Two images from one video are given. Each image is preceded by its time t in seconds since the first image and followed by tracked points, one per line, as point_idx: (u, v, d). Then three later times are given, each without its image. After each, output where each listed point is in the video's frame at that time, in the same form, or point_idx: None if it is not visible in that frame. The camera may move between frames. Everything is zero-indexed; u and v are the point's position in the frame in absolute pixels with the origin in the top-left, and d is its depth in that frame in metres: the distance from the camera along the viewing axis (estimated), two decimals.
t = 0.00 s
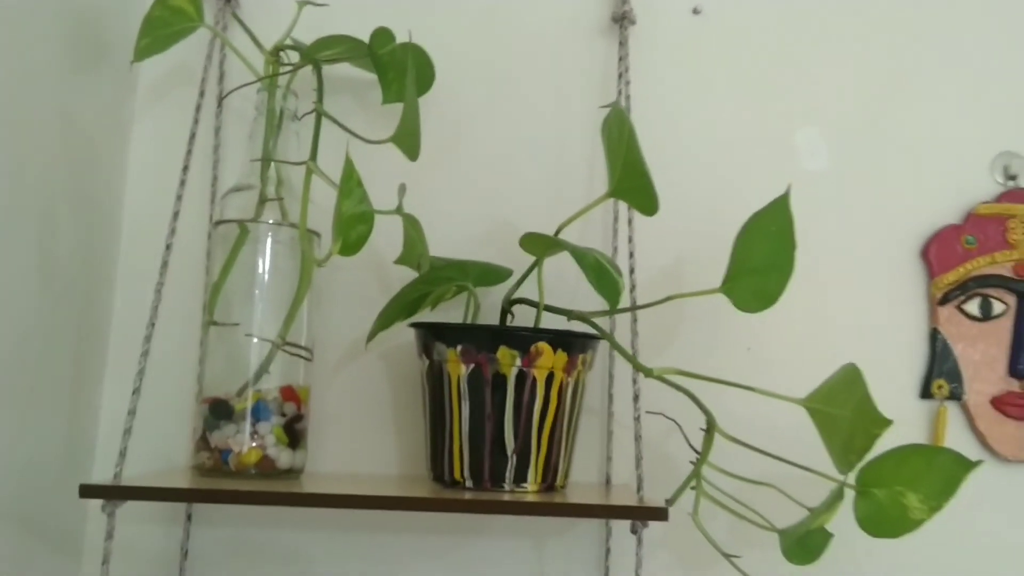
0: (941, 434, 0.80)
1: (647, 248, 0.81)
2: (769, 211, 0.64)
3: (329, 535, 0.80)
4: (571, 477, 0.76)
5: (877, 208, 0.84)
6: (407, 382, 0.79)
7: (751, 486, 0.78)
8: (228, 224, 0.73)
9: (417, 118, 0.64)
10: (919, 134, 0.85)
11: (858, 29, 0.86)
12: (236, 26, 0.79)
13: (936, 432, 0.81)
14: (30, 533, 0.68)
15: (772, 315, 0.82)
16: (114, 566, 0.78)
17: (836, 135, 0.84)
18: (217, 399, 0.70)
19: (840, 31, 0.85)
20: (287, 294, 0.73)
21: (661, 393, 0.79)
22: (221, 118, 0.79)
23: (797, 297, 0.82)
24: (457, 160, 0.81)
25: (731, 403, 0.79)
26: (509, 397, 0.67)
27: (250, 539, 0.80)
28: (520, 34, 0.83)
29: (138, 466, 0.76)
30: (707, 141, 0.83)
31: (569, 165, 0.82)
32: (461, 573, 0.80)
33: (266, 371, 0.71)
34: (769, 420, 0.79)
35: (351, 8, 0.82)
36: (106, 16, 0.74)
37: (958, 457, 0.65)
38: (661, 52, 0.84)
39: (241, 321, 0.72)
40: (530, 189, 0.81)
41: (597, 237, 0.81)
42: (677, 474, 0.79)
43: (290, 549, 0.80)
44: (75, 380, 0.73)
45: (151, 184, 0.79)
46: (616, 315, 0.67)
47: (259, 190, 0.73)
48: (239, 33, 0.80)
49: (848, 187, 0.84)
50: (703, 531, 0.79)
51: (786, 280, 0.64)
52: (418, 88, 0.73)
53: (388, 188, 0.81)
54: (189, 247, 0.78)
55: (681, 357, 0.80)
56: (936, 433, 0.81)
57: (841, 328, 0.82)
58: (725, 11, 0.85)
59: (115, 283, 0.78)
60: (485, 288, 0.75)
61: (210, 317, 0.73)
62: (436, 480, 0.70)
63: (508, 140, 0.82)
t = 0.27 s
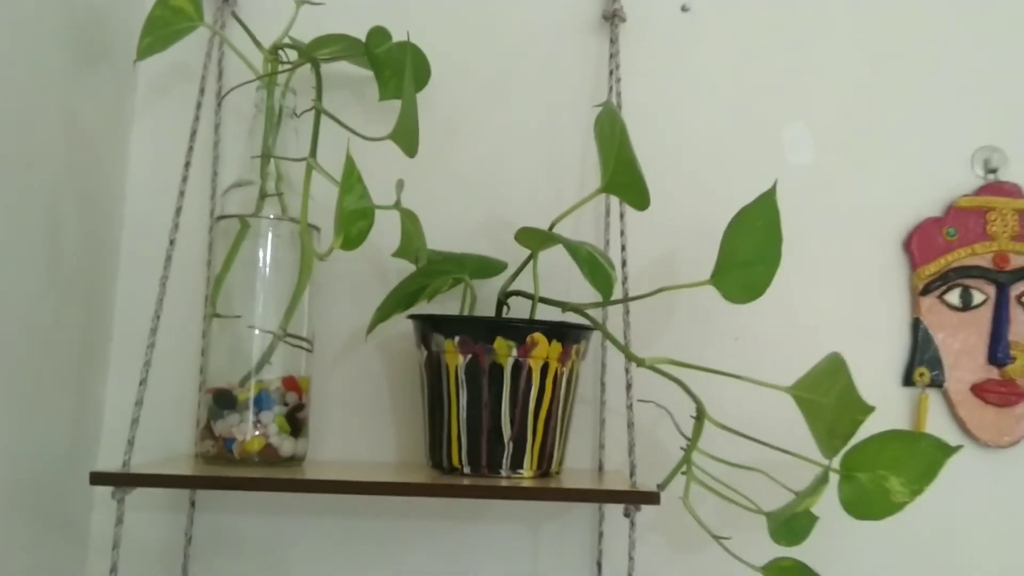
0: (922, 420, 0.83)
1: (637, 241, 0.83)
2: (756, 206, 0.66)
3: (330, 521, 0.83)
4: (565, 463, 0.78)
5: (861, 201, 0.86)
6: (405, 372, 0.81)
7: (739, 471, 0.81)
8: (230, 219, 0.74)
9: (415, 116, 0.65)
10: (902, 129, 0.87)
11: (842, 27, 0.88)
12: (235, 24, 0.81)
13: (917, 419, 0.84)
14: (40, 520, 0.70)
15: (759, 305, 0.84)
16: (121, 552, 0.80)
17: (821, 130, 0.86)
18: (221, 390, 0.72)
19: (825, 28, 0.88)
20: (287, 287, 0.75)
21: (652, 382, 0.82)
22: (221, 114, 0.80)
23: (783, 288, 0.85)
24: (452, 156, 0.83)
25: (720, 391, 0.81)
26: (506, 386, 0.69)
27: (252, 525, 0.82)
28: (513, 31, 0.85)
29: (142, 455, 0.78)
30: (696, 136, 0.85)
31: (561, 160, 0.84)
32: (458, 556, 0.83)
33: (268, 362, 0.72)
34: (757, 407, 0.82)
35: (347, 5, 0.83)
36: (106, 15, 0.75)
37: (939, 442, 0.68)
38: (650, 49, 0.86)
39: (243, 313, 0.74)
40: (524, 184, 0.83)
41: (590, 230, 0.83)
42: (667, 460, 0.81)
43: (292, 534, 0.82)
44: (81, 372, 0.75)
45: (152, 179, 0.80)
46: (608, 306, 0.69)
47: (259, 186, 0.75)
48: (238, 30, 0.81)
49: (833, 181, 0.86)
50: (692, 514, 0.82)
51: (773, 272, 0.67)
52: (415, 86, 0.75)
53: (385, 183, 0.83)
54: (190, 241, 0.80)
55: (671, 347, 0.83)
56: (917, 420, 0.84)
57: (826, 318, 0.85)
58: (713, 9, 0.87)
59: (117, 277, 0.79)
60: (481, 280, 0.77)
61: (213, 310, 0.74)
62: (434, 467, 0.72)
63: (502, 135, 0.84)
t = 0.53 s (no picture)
0: (904, 409, 0.86)
1: (629, 235, 0.85)
2: (745, 201, 0.68)
3: (327, 509, 0.84)
4: (558, 452, 0.80)
5: (846, 195, 0.88)
6: (401, 363, 0.82)
7: (728, 459, 0.83)
8: (229, 213, 0.76)
9: (413, 112, 0.67)
10: (887, 126, 0.89)
11: (829, 25, 0.90)
12: (233, 19, 0.82)
13: (899, 408, 0.86)
14: (43, 508, 0.71)
15: (747, 298, 0.86)
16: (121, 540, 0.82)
17: (808, 126, 0.88)
18: (221, 380, 0.73)
19: (813, 26, 0.90)
20: (286, 280, 0.76)
21: (644, 372, 0.84)
22: (220, 109, 0.82)
23: (771, 281, 0.87)
24: (447, 151, 0.85)
25: (709, 382, 0.84)
26: (501, 377, 0.71)
27: (251, 513, 0.84)
28: (507, 28, 0.86)
29: (142, 444, 0.79)
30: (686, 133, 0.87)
31: (554, 155, 0.85)
32: (453, 543, 0.84)
33: (268, 352, 0.74)
34: (745, 397, 0.84)
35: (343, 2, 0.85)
36: (106, 11, 0.76)
37: (922, 431, 0.70)
38: (642, 47, 0.87)
39: (242, 305, 0.75)
40: (518, 178, 0.85)
41: (582, 224, 0.85)
42: (658, 448, 0.83)
43: (290, 522, 0.84)
44: (83, 363, 0.76)
45: (151, 173, 0.82)
46: (601, 299, 0.71)
47: (258, 180, 0.76)
48: (236, 25, 0.83)
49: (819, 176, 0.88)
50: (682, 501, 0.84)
51: (761, 265, 0.69)
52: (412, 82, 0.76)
53: (381, 178, 0.84)
54: (190, 234, 0.81)
55: (661, 339, 0.85)
56: (900, 409, 0.86)
57: (812, 310, 0.87)
58: (703, 7, 0.88)
59: (117, 269, 0.81)
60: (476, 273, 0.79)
61: (213, 302, 0.76)
62: (431, 456, 0.74)
63: (497, 130, 0.85)
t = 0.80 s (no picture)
0: (883, 397, 0.88)
1: (615, 227, 0.87)
2: (728, 195, 0.70)
3: (319, 496, 0.86)
4: (545, 439, 0.82)
5: (827, 189, 0.90)
6: (392, 353, 0.84)
7: (711, 446, 0.85)
8: (222, 204, 0.77)
9: (405, 106, 0.68)
10: (867, 121, 0.91)
11: (811, 22, 0.92)
12: (226, 13, 0.83)
13: (878, 396, 0.89)
14: (39, 494, 0.73)
15: (731, 289, 0.88)
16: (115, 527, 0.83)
17: (790, 121, 0.90)
18: (215, 369, 0.74)
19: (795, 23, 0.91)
20: (278, 270, 0.78)
21: (630, 361, 0.85)
22: (212, 101, 0.83)
23: (754, 273, 0.89)
24: (437, 144, 0.86)
25: (693, 371, 0.85)
26: (490, 366, 0.72)
27: (243, 500, 0.85)
28: (496, 23, 0.87)
29: (135, 433, 0.80)
30: (671, 127, 0.89)
31: (542, 148, 0.87)
32: (443, 529, 0.86)
33: (261, 342, 0.75)
34: (728, 386, 0.86)
35: None
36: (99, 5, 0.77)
37: (899, 419, 0.72)
38: (628, 42, 0.89)
39: (236, 295, 0.77)
40: (507, 171, 0.86)
41: (570, 217, 0.87)
42: (643, 436, 0.85)
43: (282, 509, 0.85)
44: (77, 352, 0.77)
45: (144, 165, 0.83)
46: (588, 289, 0.72)
47: (251, 172, 0.77)
48: (229, 19, 0.84)
49: (800, 170, 0.90)
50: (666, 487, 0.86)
51: (744, 257, 0.71)
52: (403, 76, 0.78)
53: (372, 170, 0.85)
54: (183, 225, 0.82)
55: (647, 329, 0.86)
56: (878, 397, 0.89)
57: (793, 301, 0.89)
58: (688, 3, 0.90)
59: (111, 260, 0.82)
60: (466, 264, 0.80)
61: (206, 292, 0.77)
62: (421, 443, 0.76)
63: (486, 124, 0.87)
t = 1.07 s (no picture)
0: (862, 380, 0.90)
1: (601, 214, 0.88)
2: (712, 181, 0.71)
3: (308, 478, 0.87)
4: (531, 422, 0.83)
5: (809, 176, 0.92)
6: (380, 336, 0.85)
7: (694, 428, 0.86)
8: (212, 189, 0.77)
9: (393, 92, 0.69)
10: (848, 110, 0.93)
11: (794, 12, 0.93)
12: None
13: (857, 379, 0.91)
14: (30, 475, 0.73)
15: (714, 274, 0.90)
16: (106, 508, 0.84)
17: (773, 110, 0.92)
18: (205, 352, 0.75)
19: (779, 13, 0.93)
20: (268, 254, 0.78)
21: (615, 345, 0.87)
22: (201, 87, 0.83)
23: (736, 258, 0.90)
24: (425, 130, 0.87)
25: (676, 355, 0.87)
26: (477, 350, 0.74)
27: (233, 482, 0.86)
28: (484, 10, 0.88)
29: (126, 416, 0.81)
30: (656, 114, 0.90)
31: (530, 135, 0.88)
32: (430, 510, 0.88)
33: (250, 325, 0.76)
34: (710, 369, 0.87)
35: None
36: None
37: (876, 401, 0.74)
38: (614, 30, 0.90)
39: (226, 279, 0.77)
40: (494, 157, 0.87)
41: (556, 203, 0.88)
42: (627, 418, 0.87)
43: (272, 491, 0.87)
44: (68, 335, 0.78)
45: (134, 150, 0.83)
46: (574, 274, 0.74)
47: (240, 157, 0.78)
48: (218, 5, 0.84)
49: (783, 158, 0.92)
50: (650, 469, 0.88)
51: (727, 243, 0.72)
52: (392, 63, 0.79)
53: (361, 156, 0.86)
54: (172, 210, 0.83)
55: (632, 313, 0.88)
56: (858, 381, 0.91)
57: (776, 286, 0.91)
58: None
59: (100, 244, 0.82)
60: (454, 249, 0.81)
61: (196, 276, 0.78)
62: (409, 425, 0.77)
63: (473, 110, 0.88)
